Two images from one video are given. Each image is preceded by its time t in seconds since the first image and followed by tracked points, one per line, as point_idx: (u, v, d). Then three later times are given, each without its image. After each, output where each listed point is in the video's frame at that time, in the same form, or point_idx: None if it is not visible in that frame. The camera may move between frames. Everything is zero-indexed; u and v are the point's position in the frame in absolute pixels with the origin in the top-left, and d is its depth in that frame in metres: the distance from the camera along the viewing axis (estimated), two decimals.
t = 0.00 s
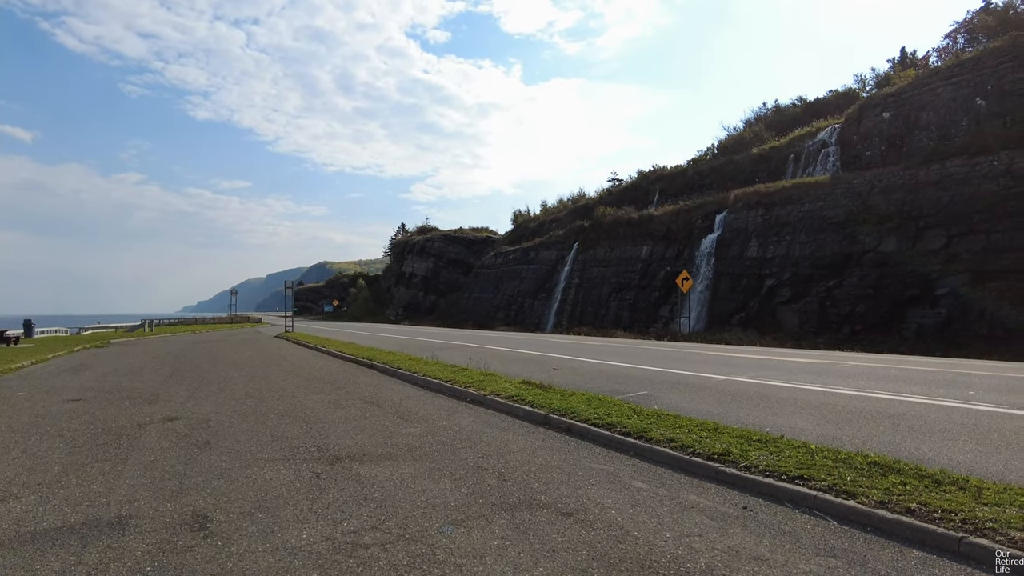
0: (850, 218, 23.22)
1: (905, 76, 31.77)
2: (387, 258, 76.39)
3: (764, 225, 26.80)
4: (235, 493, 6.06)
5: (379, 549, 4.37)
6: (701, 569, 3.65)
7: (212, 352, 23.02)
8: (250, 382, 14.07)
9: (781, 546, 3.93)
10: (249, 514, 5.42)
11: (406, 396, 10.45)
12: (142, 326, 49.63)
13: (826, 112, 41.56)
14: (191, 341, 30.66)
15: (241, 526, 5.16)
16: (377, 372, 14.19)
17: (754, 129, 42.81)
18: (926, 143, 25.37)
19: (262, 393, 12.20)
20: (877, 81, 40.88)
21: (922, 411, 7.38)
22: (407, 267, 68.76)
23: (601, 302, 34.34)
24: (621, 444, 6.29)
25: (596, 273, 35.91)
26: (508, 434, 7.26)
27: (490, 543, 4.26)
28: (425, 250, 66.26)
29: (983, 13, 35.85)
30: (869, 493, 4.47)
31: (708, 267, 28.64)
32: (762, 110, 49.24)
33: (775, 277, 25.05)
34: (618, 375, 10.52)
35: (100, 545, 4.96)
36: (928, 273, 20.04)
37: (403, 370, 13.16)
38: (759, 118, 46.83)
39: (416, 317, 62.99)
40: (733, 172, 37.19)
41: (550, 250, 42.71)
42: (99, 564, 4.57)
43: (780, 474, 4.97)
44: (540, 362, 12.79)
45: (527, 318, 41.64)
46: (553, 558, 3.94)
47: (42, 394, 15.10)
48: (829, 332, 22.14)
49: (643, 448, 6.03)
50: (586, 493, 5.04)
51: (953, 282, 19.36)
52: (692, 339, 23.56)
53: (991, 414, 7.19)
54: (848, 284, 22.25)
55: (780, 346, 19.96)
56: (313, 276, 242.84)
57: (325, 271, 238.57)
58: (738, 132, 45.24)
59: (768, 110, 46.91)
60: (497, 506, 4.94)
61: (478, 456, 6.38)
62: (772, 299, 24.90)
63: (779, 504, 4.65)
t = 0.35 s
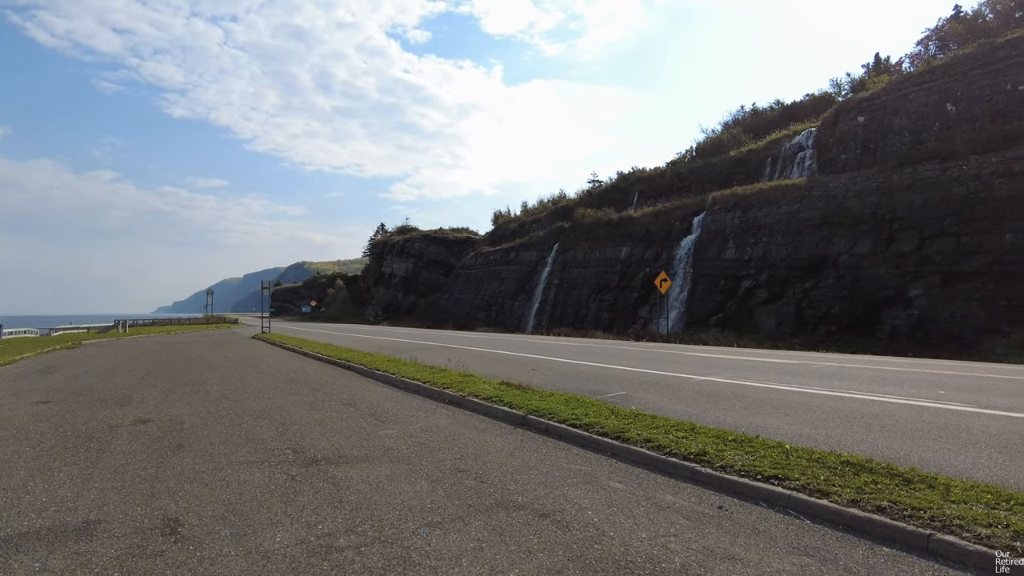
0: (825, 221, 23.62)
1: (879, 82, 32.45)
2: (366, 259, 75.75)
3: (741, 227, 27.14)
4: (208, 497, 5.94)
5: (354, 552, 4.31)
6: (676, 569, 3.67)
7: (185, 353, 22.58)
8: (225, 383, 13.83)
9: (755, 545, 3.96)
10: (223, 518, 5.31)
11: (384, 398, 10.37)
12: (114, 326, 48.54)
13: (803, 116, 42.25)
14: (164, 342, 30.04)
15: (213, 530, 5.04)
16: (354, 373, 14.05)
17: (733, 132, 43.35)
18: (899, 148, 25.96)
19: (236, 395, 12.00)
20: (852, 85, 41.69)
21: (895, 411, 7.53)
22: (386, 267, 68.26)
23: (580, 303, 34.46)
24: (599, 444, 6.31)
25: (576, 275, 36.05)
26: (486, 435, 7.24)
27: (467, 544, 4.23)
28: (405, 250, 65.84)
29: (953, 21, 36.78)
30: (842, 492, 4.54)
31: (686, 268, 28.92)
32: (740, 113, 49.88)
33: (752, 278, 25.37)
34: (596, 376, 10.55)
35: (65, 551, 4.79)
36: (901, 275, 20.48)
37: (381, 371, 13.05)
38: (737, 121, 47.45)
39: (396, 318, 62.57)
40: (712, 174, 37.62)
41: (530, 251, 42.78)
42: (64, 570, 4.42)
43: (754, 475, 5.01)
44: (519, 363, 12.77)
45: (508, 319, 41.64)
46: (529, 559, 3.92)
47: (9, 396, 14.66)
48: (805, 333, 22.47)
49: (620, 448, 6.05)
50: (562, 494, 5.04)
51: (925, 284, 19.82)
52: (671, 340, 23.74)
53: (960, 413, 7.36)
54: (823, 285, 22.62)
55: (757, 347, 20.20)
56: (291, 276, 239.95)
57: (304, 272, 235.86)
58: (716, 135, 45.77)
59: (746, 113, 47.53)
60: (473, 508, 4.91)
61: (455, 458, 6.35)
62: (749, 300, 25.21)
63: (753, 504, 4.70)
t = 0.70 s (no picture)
0: (805, 222, 23.95)
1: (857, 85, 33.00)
2: (348, 258, 75.19)
3: (722, 228, 27.42)
4: (186, 499, 5.85)
5: (333, 553, 4.28)
6: (654, 567, 3.70)
7: (163, 353, 22.22)
8: (203, 384, 13.64)
9: (731, 543, 4.01)
10: (201, 520, 5.24)
11: (365, 398, 10.31)
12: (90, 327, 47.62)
13: (783, 118, 42.79)
14: (140, 342, 29.52)
15: (190, 532, 4.97)
16: (335, 373, 13.95)
17: (714, 134, 43.77)
18: (876, 150, 26.42)
19: (215, 396, 11.86)
20: (831, 88, 42.32)
21: (871, 410, 7.65)
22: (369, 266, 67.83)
23: (563, 303, 34.56)
24: (579, 444, 6.34)
25: (559, 275, 36.16)
26: (468, 434, 7.24)
27: (446, 545, 4.22)
28: (388, 249, 65.49)
29: (929, 26, 37.51)
30: (818, 489, 4.61)
31: (668, 269, 29.16)
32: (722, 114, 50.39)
33: (733, 279, 25.64)
34: (577, 375, 10.61)
35: (37, 556, 4.69)
36: (878, 276, 20.87)
37: (363, 371, 12.97)
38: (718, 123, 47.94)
39: (379, 318, 62.24)
40: (693, 175, 37.96)
41: (513, 251, 42.82)
42: None
43: (733, 473, 5.07)
44: (501, 363, 12.78)
45: (490, 318, 41.64)
46: (509, 559, 3.93)
47: None
48: (784, 333, 22.78)
49: (600, 447, 6.09)
50: (543, 494, 5.05)
51: (902, 285, 20.20)
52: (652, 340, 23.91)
53: (933, 411, 7.50)
54: (803, 285, 22.94)
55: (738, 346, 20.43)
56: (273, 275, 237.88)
57: (285, 271, 233.56)
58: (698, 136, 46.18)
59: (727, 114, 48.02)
60: (453, 508, 4.90)
61: (436, 458, 6.34)
62: (730, 300, 25.49)
63: (731, 503, 4.75)
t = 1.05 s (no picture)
0: (783, 222, 24.27)
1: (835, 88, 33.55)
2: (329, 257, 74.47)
3: (702, 228, 27.70)
4: (162, 501, 5.74)
5: (312, 554, 4.24)
6: (634, 565, 3.73)
7: (138, 353, 21.79)
8: (180, 384, 13.41)
9: (710, 540, 4.06)
10: (178, 522, 5.16)
11: (346, 398, 10.23)
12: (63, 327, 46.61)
13: (762, 120, 43.34)
14: (114, 342, 28.89)
15: (166, 535, 4.89)
16: (316, 373, 13.82)
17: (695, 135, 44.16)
18: (853, 152, 26.89)
19: (192, 397, 11.67)
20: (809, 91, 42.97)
21: (846, 408, 7.79)
22: (350, 266, 67.26)
23: (546, 303, 34.63)
24: (560, 443, 6.36)
25: (541, 274, 36.23)
26: (448, 434, 7.22)
27: (427, 545, 4.21)
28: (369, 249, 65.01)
29: (904, 30, 38.28)
30: (795, 487, 4.68)
31: (649, 268, 29.37)
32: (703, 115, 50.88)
33: (713, 278, 25.90)
34: (558, 374, 10.64)
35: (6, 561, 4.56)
36: (855, 276, 21.25)
37: (343, 371, 12.88)
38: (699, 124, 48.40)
39: (359, 317, 61.76)
40: (674, 176, 38.27)
41: (496, 250, 42.77)
42: None
43: (712, 471, 5.13)
44: (482, 362, 12.75)
45: (473, 318, 41.57)
46: (489, 558, 3.93)
47: None
48: (763, 332, 23.09)
49: (581, 446, 6.12)
50: (524, 493, 5.05)
51: (878, 285, 20.59)
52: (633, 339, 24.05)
53: (906, 409, 7.66)
54: (781, 285, 23.25)
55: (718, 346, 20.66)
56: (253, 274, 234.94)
57: (265, 270, 230.71)
58: (679, 137, 46.57)
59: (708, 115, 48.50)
60: (435, 508, 4.89)
61: (416, 458, 6.31)
62: (709, 300, 25.75)
63: (710, 500, 4.80)
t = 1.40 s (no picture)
0: (763, 222, 24.58)
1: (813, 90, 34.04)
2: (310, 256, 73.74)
3: (682, 227, 27.96)
4: (139, 503, 5.64)
5: (292, 555, 4.21)
6: (615, 563, 3.75)
7: (113, 353, 21.34)
8: (158, 384, 13.18)
9: (690, 538, 4.11)
10: (155, 524, 5.08)
11: (326, 398, 10.14)
12: (35, 327, 45.57)
13: (743, 120, 43.82)
14: (88, 342, 28.25)
15: (143, 537, 4.80)
16: (296, 372, 13.69)
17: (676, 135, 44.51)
18: (831, 153, 27.32)
19: (170, 397, 11.48)
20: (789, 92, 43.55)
21: (825, 405, 7.92)
22: (331, 264, 66.71)
23: (528, 301, 34.67)
24: (541, 442, 6.39)
25: (523, 273, 36.27)
26: (430, 434, 7.19)
27: (408, 545, 4.20)
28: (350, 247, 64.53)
29: (881, 34, 38.95)
30: (774, 484, 4.74)
31: (630, 267, 29.58)
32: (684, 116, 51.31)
33: (693, 277, 26.15)
34: (540, 373, 10.67)
35: None
36: (833, 275, 21.61)
37: (324, 370, 12.76)
38: (681, 124, 48.80)
39: (340, 316, 61.26)
40: (655, 176, 38.53)
41: (478, 249, 42.69)
42: None
43: (691, 469, 5.19)
44: (464, 361, 12.72)
45: (455, 317, 41.46)
46: (471, 557, 3.93)
47: None
48: (742, 331, 23.38)
49: (563, 444, 6.14)
50: (505, 492, 5.06)
51: (855, 284, 20.96)
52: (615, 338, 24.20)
53: (883, 406, 7.82)
54: (760, 284, 23.56)
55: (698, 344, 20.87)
56: (232, 272, 231.87)
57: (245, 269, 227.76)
58: (661, 136, 46.90)
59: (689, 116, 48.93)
60: (416, 508, 4.88)
61: (398, 458, 6.28)
62: (690, 299, 26.00)
63: (690, 498, 4.85)
